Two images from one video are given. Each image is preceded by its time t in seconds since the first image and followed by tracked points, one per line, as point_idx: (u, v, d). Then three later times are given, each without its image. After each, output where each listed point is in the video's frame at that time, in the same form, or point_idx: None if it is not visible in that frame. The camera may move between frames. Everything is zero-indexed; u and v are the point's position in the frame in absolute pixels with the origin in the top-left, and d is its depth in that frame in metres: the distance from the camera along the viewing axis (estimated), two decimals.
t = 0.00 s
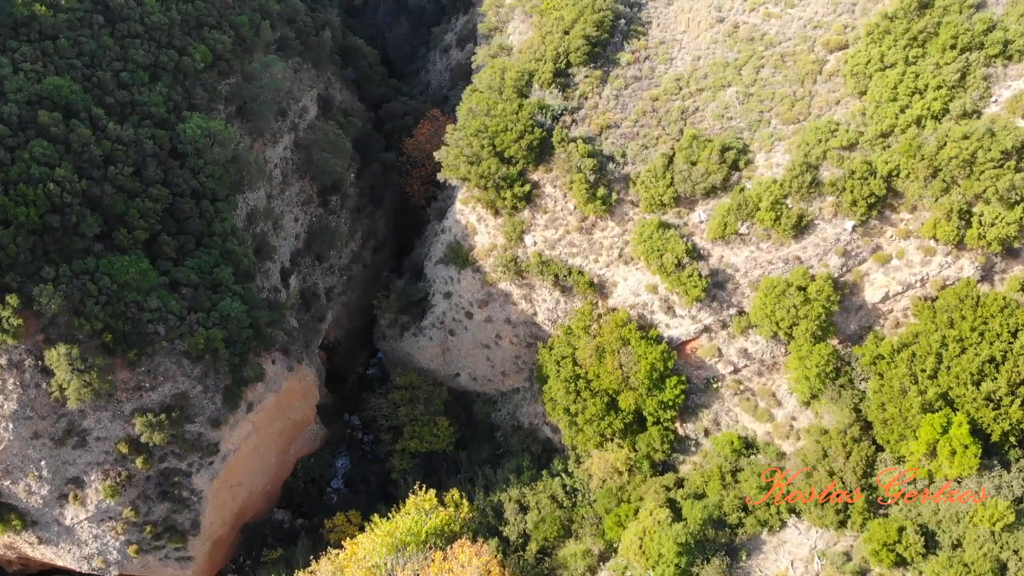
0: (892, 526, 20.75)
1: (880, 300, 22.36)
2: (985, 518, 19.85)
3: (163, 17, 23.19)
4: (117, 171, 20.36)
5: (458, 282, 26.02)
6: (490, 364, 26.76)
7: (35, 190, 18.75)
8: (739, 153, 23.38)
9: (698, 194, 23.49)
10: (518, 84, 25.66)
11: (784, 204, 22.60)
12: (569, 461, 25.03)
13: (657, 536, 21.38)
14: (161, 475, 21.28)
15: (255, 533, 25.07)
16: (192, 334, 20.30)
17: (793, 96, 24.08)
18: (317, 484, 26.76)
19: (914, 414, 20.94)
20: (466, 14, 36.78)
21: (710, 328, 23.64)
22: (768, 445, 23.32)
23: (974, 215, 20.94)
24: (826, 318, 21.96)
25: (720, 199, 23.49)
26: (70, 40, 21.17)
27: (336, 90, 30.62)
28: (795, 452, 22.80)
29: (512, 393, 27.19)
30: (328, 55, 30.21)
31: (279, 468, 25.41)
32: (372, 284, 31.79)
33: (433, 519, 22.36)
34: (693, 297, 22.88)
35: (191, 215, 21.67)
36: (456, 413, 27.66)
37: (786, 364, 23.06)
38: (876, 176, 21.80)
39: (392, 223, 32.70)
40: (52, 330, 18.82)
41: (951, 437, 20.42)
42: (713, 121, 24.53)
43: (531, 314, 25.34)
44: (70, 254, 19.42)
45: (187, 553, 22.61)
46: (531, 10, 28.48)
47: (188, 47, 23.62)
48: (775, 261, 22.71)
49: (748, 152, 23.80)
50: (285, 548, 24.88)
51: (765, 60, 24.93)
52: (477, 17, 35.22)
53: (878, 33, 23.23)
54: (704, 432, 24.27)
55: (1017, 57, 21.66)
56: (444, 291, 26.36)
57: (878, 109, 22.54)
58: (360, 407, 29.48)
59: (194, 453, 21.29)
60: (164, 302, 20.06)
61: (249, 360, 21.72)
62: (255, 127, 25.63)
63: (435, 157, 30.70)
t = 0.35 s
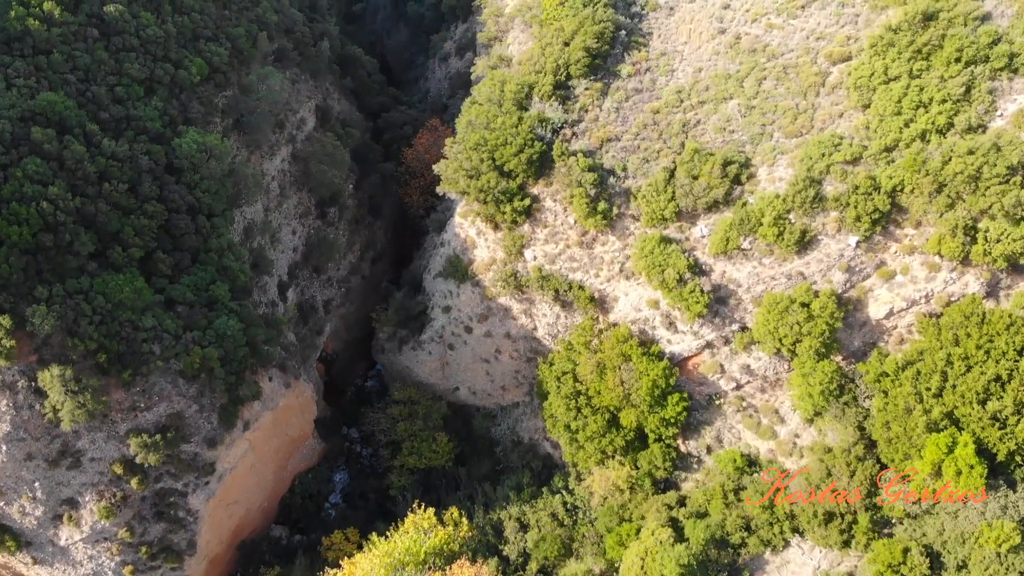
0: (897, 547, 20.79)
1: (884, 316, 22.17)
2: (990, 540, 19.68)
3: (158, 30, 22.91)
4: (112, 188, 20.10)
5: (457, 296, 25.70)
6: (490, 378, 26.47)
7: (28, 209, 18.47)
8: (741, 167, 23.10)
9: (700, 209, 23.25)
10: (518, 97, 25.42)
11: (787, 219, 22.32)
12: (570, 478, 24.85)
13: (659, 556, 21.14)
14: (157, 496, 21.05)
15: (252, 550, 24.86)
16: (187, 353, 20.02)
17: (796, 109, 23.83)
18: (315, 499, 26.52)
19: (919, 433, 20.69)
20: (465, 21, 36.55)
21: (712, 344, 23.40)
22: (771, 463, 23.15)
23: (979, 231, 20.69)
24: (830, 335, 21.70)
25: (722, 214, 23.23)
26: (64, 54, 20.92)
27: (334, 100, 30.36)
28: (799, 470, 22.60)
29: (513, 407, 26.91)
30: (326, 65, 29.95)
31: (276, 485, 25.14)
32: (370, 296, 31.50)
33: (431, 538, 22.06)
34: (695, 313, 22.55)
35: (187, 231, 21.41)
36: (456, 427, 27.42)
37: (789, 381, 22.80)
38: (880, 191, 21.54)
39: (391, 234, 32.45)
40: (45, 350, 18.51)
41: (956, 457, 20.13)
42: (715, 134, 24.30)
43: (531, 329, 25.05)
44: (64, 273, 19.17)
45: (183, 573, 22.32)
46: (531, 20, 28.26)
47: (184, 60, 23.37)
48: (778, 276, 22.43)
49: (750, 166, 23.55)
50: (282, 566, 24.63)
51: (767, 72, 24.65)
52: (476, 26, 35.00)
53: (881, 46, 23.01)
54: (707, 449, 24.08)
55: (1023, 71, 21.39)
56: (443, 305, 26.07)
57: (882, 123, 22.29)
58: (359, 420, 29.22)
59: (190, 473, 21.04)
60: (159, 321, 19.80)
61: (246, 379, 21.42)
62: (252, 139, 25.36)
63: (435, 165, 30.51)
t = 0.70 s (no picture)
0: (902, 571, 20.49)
1: (889, 334, 21.88)
2: (997, 563, 19.46)
3: (154, 44, 22.63)
4: (106, 206, 19.82)
5: (456, 311, 25.38)
6: (489, 394, 26.16)
7: (20, 229, 18.21)
8: (744, 182, 22.85)
9: (702, 224, 22.95)
10: (518, 111, 25.16)
11: (791, 235, 22.04)
12: (571, 496, 24.59)
13: None
14: (152, 517, 20.75)
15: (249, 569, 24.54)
16: (183, 374, 19.74)
17: (799, 123, 23.54)
18: (314, 516, 26.24)
19: (924, 455, 20.45)
20: (465, 30, 36.30)
21: (715, 362, 23.07)
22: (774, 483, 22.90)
23: (985, 248, 20.42)
24: (834, 353, 21.43)
25: (724, 230, 22.95)
26: (58, 70, 20.66)
27: (333, 111, 30.09)
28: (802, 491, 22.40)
29: (513, 423, 26.62)
30: (324, 76, 29.69)
31: (273, 502, 24.83)
32: (369, 308, 31.22)
33: (431, 559, 21.74)
34: (698, 330, 22.17)
35: (182, 249, 21.12)
36: (455, 443, 27.14)
37: (792, 400, 22.54)
38: (885, 208, 21.26)
39: (389, 245, 32.18)
40: (39, 372, 18.33)
41: (963, 479, 19.97)
42: (717, 148, 24.03)
43: (531, 345, 24.77)
44: (57, 293, 18.90)
45: None
46: (531, 31, 28.03)
47: (180, 74, 23.10)
48: (782, 293, 22.13)
49: (753, 180, 23.26)
50: None
51: (770, 85, 24.37)
52: (475, 36, 34.59)
53: (886, 59, 22.74)
54: (710, 468, 23.81)
55: None
56: (442, 319, 25.73)
57: (887, 138, 22.03)
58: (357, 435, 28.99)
59: (185, 495, 20.74)
60: (154, 341, 19.54)
61: (242, 399, 21.13)
62: (249, 153, 25.09)
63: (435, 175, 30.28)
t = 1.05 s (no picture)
0: None
1: (895, 355, 21.61)
2: None
3: (149, 61, 22.32)
4: (99, 228, 19.49)
5: (456, 330, 25.02)
6: (489, 413, 25.80)
7: (11, 253, 17.85)
8: (747, 202, 22.50)
9: (705, 243, 22.60)
10: (518, 127, 24.87)
11: (795, 255, 21.70)
12: (572, 519, 24.33)
13: None
14: (147, 544, 20.49)
15: None
16: (177, 399, 19.42)
17: (803, 140, 23.24)
18: (311, 537, 25.97)
19: (931, 481, 20.21)
20: (463, 40, 35.97)
21: (718, 383, 22.76)
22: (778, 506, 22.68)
23: (992, 270, 20.10)
24: (839, 375, 21.14)
25: (727, 249, 22.59)
26: (50, 89, 20.35)
27: (331, 125, 29.79)
28: (806, 515, 22.22)
29: (513, 443, 26.26)
30: (323, 90, 29.40)
31: (271, 524, 24.51)
32: (367, 323, 30.87)
33: None
34: (701, 351, 21.81)
35: (177, 270, 20.77)
36: (454, 463, 26.93)
37: (797, 422, 22.22)
38: (891, 228, 20.94)
39: (388, 259, 31.84)
40: (31, 399, 18.12)
41: (970, 505, 19.80)
42: (720, 166, 23.75)
43: (532, 365, 24.44)
44: (49, 318, 18.58)
45: None
46: (532, 44, 27.85)
47: (175, 91, 22.77)
48: (786, 313, 21.79)
49: (757, 199, 22.94)
50: None
51: (773, 101, 24.06)
52: (475, 47, 34.20)
53: (891, 76, 22.44)
54: (713, 491, 23.51)
55: None
56: (442, 338, 25.36)
57: (892, 157, 21.72)
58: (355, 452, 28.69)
59: (180, 521, 20.51)
60: (148, 366, 19.19)
61: (237, 423, 20.78)
62: (246, 170, 24.76)
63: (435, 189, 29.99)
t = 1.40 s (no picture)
0: None
1: (900, 378, 21.23)
2: None
3: (142, 78, 21.99)
4: (91, 251, 19.15)
5: (455, 349, 24.68)
6: (488, 432, 25.45)
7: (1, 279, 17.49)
8: (750, 220, 22.10)
9: (707, 263, 22.22)
10: (517, 144, 24.56)
11: (799, 275, 21.37)
12: (573, 543, 24.02)
13: None
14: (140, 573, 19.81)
15: None
16: (170, 425, 19.15)
17: (807, 157, 22.89)
18: (308, 558, 25.66)
19: (939, 507, 20.16)
20: (462, 50, 35.61)
21: (721, 405, 22.43)
22: (783, 530, 22.47)
23: (1000, 291, 19.75)
24: (844, 398, 20.77)
25: (730, 268, 22.25)
26: (42, 108, 20.01)
27: (329, 138, 29.47)
28: (811, 539, 21.97)
29: (513, 462, 25.96)
30: (320, 103, 29.07)
31: (267, 546, 24.18)
32: (366, 337, 30.54)
33: None
34: (703, 373, 21.49)
35: (171, 292, 20.44)
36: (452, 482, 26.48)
37: (801, 444, 21.85)
38: (896, 249, 20.63)
39: (387, 272, 31.49)
40: (21, 427, 17.72)
41: (977, 533, 19.57)
42: (722, 183, 23.40)
43: (532, 385, 24.10)
44: (40, 344, 18.24)
45: None
46: (531, 57, 27.69)
47: (170, 108, 22.42)
48: (790, 335, 21.48)
49: (760, 217, 22.60)
50: None
51: (776, 117, 23.72)
52: (474, 58, 33.75)
53: (897, 92, 22.01)
54: (715, 515, 23.25)
55: None
56: (440, 356, 25.00)
57: (898, 176, 21.40)
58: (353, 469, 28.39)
59: (175, 548, 20.03)
60: (141, 392, 18.91)
61: (232, 447, 20.48)
62: (242, 187, 24.39)
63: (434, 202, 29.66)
